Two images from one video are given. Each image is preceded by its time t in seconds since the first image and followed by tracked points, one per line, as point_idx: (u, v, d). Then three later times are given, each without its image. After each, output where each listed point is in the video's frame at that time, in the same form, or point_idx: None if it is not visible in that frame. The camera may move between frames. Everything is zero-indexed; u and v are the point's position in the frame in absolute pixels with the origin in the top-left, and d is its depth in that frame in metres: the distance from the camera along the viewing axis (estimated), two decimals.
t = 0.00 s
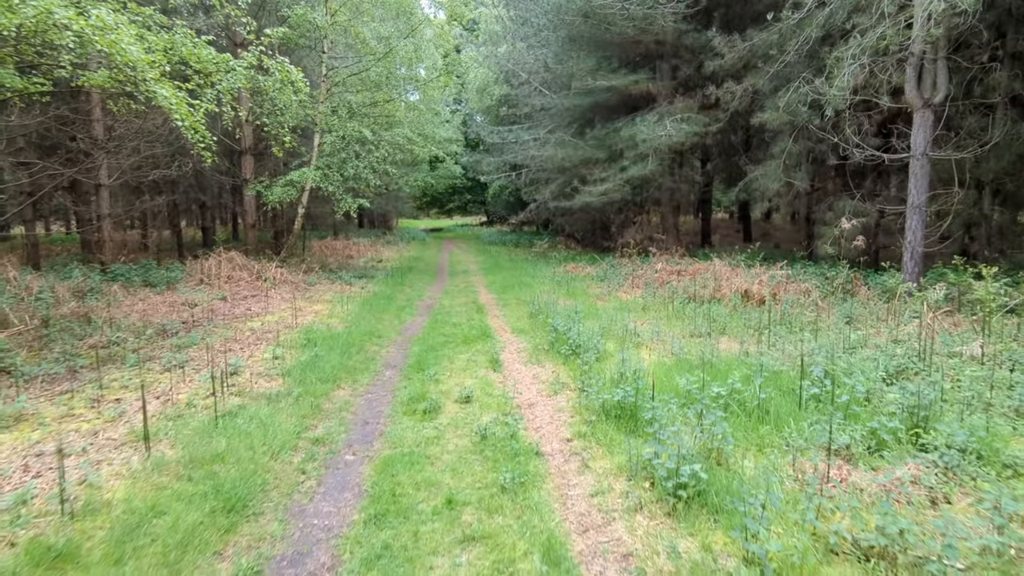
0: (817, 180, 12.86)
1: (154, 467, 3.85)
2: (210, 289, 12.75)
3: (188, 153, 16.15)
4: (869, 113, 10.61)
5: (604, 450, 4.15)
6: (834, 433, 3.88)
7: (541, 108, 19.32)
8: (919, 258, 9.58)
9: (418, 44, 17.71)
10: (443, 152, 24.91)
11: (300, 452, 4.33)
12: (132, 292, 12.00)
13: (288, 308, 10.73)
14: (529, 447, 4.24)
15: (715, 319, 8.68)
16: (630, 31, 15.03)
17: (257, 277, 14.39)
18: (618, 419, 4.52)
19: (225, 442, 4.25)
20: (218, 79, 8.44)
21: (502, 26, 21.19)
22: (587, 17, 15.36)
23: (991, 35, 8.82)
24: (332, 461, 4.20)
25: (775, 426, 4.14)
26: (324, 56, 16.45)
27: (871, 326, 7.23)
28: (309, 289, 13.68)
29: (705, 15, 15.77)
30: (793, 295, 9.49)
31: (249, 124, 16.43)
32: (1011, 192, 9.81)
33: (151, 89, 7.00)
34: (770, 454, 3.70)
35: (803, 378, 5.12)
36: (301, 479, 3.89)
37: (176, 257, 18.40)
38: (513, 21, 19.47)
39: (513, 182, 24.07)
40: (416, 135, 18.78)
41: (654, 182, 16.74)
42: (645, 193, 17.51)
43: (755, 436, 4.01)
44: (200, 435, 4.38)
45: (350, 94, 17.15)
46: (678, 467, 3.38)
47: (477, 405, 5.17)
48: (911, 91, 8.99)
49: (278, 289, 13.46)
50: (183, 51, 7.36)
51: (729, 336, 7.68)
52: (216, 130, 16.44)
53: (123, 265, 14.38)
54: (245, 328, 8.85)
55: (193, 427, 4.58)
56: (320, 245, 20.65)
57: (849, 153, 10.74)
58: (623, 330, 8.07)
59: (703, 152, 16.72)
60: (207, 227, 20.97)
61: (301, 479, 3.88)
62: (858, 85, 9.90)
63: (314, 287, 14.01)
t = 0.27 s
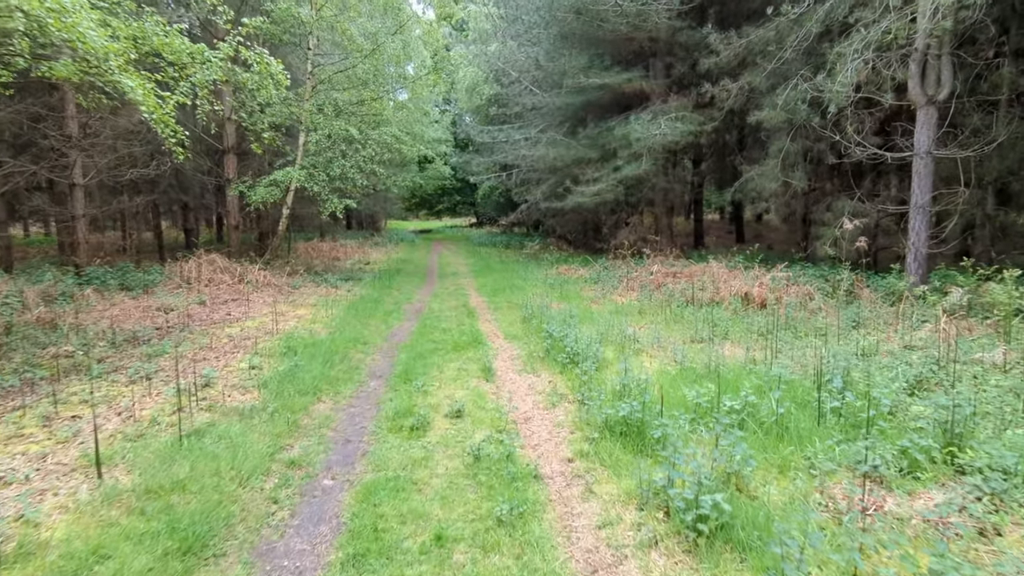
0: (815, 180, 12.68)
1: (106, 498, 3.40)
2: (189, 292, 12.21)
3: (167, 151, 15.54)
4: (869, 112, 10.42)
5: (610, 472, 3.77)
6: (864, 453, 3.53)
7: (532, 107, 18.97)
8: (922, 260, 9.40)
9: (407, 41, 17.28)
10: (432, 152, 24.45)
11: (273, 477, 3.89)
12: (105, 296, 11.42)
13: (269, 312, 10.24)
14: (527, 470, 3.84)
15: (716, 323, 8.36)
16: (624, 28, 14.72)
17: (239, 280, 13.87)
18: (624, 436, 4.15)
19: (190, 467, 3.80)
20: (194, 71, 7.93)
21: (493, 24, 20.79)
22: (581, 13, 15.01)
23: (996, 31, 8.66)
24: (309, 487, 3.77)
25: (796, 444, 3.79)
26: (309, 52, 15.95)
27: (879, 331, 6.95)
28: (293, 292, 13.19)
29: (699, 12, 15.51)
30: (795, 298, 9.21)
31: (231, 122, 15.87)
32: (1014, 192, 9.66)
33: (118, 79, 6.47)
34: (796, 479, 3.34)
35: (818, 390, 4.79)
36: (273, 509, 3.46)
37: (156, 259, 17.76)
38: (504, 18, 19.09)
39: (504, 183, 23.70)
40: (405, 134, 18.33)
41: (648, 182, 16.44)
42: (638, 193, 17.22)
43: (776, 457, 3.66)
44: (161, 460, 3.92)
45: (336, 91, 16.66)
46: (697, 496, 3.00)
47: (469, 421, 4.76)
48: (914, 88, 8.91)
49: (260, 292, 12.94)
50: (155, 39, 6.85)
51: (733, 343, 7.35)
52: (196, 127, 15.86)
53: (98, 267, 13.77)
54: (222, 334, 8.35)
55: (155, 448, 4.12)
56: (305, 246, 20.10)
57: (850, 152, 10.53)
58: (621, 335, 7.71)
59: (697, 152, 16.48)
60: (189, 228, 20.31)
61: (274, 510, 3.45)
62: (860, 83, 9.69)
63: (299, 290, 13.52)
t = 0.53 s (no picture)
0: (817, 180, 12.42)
1: (53, 542, 2.96)
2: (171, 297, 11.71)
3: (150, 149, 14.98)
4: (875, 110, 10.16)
5: (624, 505, 3.39)
6: (907, 484, 3.18)
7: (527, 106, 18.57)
8: (930, 262, 9.15)
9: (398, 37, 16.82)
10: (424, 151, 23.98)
11: (246, 511, 3.47)
12: (81, 301, 10.87)
13: (253, 318, 9.76)
14: (531, 503, 3.45)
15: (722, 330, 8.02)
16: (622, 24, 14.36)
17: (224, 283, 13.38)
18: (637, 463, 3.76)
19: (149, 506, 3.34)
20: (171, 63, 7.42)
21: (486, 21, 20.36)
22: (576, 9, 14.67)
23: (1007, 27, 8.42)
24: (285, 526, 3.32)
25: (828, 472, 3.44)
26: (297, 48, 15.44)
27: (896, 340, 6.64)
28: (280, 296, 12.72)
29: (698, 9, 15.20)
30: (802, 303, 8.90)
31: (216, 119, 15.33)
32: None
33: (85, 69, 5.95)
34: (835, 516, 2.98)
35: (841, 408, 4.44)
36: (246, 554, 3.04)
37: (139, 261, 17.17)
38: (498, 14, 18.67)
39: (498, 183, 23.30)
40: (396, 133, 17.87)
41: (645, 182, 16.12)
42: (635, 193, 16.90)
43: (807, 489, 3.30)
44: (120, 494, 3.47)
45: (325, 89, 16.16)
46: (731, 542, 2.62)
47: (465, 443, 4.36)
48: (923, 84, 8.67)
49: (246, 296, 12.46)
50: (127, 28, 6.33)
51: (742, 351, 6.98)
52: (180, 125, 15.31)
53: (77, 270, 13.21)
54: (202, 343, 7.86)
55: (115, 479, 3.66)
56: (293, 247, 19.58)
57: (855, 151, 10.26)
58: (624, 343, 7.33)
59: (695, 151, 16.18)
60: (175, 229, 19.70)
61: (247, 555, 3.04)
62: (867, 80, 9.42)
63: (286, 294, 13.04)
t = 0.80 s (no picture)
0: (823, 179, 12.14)
1: None
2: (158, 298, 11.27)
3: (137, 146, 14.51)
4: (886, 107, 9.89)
5: (647, 535, 3.03)
6: (965, 511, 2.84)
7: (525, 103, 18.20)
8: (944, 263, 8.87)
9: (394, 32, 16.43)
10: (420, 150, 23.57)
11: (223, 542, 3.09)
12: (62, 302, 10.41)
13: (242, 321, 9.35)
14: (543, 532, 3.10)
15: (732, 333, 7.69)
16: (623, 19, 14.03)
17: (214, 284, 12.95)
18: (659, 485, 3.41)
19: (111, 539, 2.95)
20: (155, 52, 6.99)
21: (483, 17, 19.99)
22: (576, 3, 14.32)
23: None
24: (265, 559, 2.94)
25: (872, 496, 3.10)
26: (290, 43, 15.02)
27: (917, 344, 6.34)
28: (271, 297, 12.30)
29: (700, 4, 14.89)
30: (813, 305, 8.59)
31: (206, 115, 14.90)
32: None
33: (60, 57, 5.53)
34: (889, 551, 2.63)
35: (875, 422, 4.10)
36: None
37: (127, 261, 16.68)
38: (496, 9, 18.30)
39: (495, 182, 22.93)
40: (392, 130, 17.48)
41: (645, 180, 15.80)
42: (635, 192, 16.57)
43: (851, 517, 2.96)
44: (80, 524, 3.08)
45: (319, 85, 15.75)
46: None
47: (467, 460, 4.00)
48: (937, 78, 8.41)
49: (237, 298, 12.04)
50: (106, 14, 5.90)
51: (755, 357, 6.64)
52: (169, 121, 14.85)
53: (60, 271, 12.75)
54: (187, 347, 7.45)
55: (76, 505, 3.27)
56: (286, 247, 19.14)
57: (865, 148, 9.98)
58: (631, 347, 6.98)
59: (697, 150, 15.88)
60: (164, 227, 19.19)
61: None
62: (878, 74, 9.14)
63: (278, 295, 12.64)
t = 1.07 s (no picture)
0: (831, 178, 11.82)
1: None
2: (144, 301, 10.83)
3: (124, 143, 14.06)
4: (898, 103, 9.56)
5: None
6: None
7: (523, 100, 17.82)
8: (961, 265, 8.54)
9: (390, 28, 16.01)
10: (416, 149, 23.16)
11: None
12: (42, 306, 9.97)
13: (230, 325, 8.93)
14: None
15: (744, 339, 7.33)
16: (625, 14, 13.67)
17: (203, 287, 12.52)
18: (685, 519, 3.05)
19: None
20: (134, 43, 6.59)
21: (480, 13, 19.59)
22: None
23: None
24: None
25: (929, 532, 2.74)
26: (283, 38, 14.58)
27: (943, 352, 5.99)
28: (262, 300, 11.89)
29: None
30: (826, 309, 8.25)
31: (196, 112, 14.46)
32: None
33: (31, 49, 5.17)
34: None
35: (916, 442, 3.74)
36: None
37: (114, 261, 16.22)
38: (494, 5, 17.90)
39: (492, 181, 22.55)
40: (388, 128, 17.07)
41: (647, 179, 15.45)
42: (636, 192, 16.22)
43: (907, 559, 2.60)
44: (22, 572, 2.67)
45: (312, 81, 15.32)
46: None
47: (468, 487, 3.62)
48: (954, 73, 8.06)
49: (226, 301, 11.61)
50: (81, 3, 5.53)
51: (771, 365, 6.29)
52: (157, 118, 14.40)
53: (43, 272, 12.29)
54: (169, 355, 7.03)
55: (24, 546, 2.87)
56: (279, 248, 18.70)
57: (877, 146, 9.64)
58: (639, 354, 6.61)
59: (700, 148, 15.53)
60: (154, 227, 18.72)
61: None
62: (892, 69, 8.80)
63: (270, 297, 12.22)
